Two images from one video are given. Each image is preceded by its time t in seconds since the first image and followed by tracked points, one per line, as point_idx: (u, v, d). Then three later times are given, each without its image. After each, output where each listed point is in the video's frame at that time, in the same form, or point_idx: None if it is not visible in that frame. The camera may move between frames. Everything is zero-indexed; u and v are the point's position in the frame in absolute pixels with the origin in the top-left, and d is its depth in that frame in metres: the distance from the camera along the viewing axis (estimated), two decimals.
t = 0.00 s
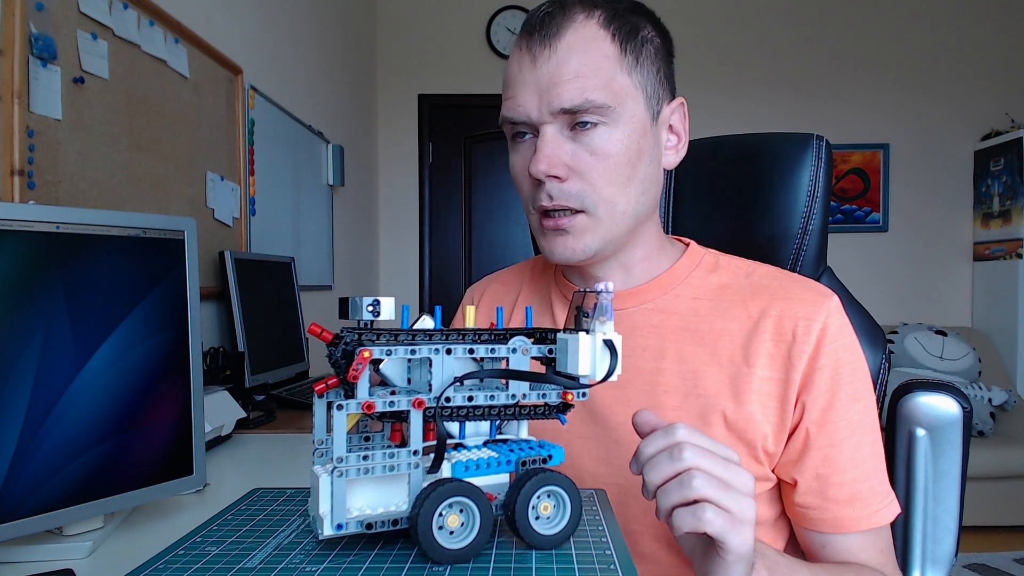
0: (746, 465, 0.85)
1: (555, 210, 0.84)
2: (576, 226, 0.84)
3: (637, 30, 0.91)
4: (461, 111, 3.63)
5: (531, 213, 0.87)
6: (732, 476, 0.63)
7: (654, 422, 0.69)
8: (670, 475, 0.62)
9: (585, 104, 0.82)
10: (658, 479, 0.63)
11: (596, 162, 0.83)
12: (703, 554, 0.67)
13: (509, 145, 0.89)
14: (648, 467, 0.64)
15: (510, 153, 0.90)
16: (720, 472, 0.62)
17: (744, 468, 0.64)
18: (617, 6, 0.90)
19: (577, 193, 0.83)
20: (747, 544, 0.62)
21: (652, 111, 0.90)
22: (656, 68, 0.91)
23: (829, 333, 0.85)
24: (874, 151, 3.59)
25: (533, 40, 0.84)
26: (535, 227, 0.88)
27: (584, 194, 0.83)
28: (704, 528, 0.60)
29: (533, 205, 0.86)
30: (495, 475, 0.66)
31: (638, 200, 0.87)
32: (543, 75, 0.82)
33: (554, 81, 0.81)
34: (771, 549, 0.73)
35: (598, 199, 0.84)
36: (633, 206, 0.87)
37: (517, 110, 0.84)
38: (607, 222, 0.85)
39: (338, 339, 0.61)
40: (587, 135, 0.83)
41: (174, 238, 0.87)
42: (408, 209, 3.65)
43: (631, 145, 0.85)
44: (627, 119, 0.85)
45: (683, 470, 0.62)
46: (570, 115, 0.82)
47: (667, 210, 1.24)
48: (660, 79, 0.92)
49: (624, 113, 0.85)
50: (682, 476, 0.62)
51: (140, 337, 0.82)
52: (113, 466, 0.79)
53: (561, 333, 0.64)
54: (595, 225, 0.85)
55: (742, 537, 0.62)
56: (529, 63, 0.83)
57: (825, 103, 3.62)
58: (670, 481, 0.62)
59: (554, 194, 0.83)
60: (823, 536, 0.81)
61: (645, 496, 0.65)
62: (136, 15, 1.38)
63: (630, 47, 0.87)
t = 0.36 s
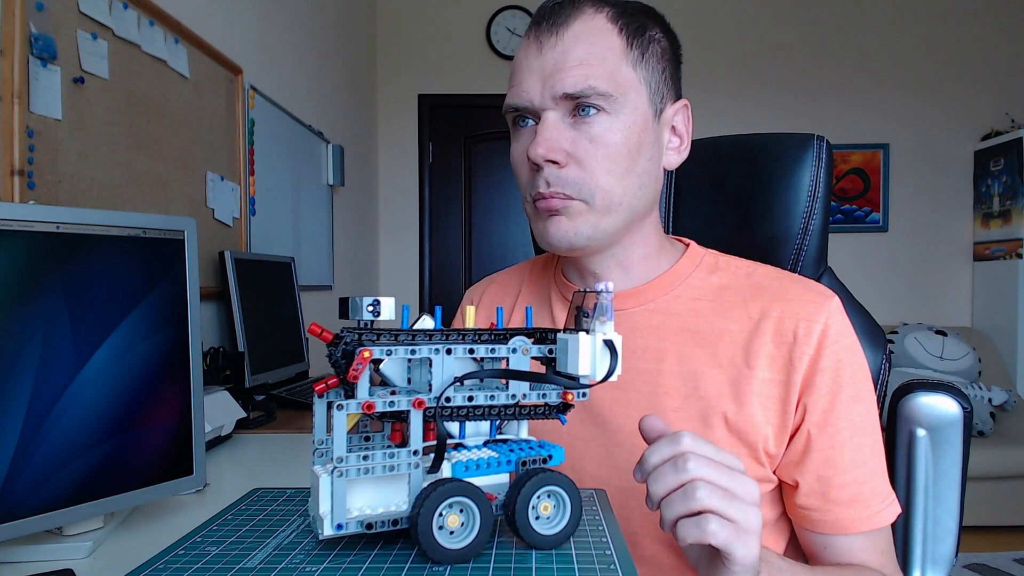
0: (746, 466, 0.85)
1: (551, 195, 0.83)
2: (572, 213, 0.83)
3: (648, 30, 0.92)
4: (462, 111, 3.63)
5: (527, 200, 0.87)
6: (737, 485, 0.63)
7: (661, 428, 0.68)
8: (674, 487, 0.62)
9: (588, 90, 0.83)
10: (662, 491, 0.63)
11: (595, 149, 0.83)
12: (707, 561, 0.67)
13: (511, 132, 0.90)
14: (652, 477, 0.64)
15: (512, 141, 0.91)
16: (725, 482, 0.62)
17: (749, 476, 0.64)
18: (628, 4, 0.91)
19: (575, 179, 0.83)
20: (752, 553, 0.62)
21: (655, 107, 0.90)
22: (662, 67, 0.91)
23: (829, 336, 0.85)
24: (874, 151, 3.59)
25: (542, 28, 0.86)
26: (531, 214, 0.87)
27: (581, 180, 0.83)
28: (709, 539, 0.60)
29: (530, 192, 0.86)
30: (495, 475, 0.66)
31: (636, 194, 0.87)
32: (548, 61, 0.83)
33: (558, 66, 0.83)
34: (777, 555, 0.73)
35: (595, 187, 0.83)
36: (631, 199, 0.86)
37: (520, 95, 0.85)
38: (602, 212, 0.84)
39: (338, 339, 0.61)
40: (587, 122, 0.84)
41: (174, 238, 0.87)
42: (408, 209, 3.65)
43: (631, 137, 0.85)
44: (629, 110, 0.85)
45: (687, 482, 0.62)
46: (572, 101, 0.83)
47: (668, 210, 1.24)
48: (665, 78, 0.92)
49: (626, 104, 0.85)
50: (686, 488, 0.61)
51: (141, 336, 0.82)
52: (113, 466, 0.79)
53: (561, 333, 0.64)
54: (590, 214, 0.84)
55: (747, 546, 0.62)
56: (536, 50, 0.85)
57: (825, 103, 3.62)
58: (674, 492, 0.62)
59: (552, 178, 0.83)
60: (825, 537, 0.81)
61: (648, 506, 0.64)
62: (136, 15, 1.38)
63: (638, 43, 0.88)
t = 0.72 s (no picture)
0: (745, 471, 0.85)
1: (550, 190, 0.83)
2: (570, 210, 0.83)
3: (657, 30, 0.92)
4: (462, 111, 3.63)
5: (525, 195, 0.86)
6: None
7: None
8: None
9: (592, 86, 0.83)
10: None
11: (596, 146, 0.83)
12: None
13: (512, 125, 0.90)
14: None
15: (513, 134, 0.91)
16: None
17: None
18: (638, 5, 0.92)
19: (574, 174, 0.83)
20: None
21: (659, 107, 0.90)
22: (668, 68, 0.92)
23: (829, 340, 0.85)
24: (874, 151, 3.59)
25: (549, 24, 0.86)
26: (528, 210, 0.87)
27: (580, 175, 0.83)
28: None
29: (529, 186, 0.86)
30: (495, 475, 0.66)
31: (635, 193, 0.86)
32: (554, 55, 0.83)
33: (563, 61, 0.83)
34: None
35: (594, 184, 0.83)
36: (630, 198, 0.86)
37: (524, 87, 0.85)
38: (600, 209, 0.84)
39: (338, 339, 0.61)
40: (590, 118, 0.84)
41: (174, 238, 0.87)
42: (408, 209, 3.65)
43: (633, 135, 0.85)
44: (632, 109, 0.86)
45: None
46: (575, 96, 0.84)
47: (667, 210, 1.23)
48: (671, 80, 0.92)
49: (630, 103, 0.85)
50: None
51: (141, 336, 0.82)
52: (113, 466, 0.79)
53: (561, 333, 0.64)
54: (588, 210, 0.83)
55: None
56: (542, 44, 0.85)
57: (825, 104, 3.62)
58: None
59: (552, 172, 0.82)
60: (827, 543, 0.82)
61: None
62: (136, 15, 1.38)
63: (646, 43, 0.89)
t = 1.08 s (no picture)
0: (742, 472, 0.85)
1: (547, 200, 0.83)
2: (567, 218, 0.83)
3: (640, 30, 0.92)
4: (462, 111, 3.63)
5: (520, 205, 0.86)
6: None
7: None
8: None
9: (583, 93, 0.82)
10: None
11: (590, 153, 0.83)
12: None
13: (502, 136, 0.89)
14: None
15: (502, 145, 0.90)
16: None
17: None
18: (619, 5, 0.92)
19: (570, 183, 0.83)
20: None
21: (649, 108, 0.90)
22: (655, 68, 0.92)
23: (824, 338, 0.85)
24: (874, 151, 3.59)
25: (534, 30, 0.85)
26: (524, 219, 0.87)
27: (576, 184, 0.83)
28: None
29: (523, 196, 0.85)
30: (495, 475, 0.66)
31: (631, 197, 0.87)
32: (541, 64, 0.83)
33: (552, 69, 0.82)
34: None
35: (590, 191, 0.83)
36: (626, 202, 0.86)
37: (512, 97, 0.85)
38: (598, 215, 0.84)
39: (338, 339, 0.61)
40: (582, 126, 0.84)
41: (174, 238, 0.87)
42: (408, 209, 3.65)
43: (625, 140, 0.86)
44: (623, 112, 0.86)
45: None
46: (566, 104, 0.83)
47: (667, 210, 1.23)
48: (658, 80, 0.93)
49: (620, 107, 0.85)
50: None
51: (141, 336, 0.82)
52: (112, 466, 0.79)
53: (561, 333, 0.64)
54: (586, 217, 0.84)
55: None
56: (528, 53, 0.84)
57: (825, 103, 3.62)
58: None
59: (547, 183, 0.82)
60: (826, 541, 0.83)
61: None
62: (135, 15, 1.38)
63: (632, 45, 0.88)
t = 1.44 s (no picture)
0: (741, 471, 0.85)
1: (556, 208, 0.83)
2: (577, 224, 0.83)
3: (638, 32, 0.91)
4: (461, 111, 3.63)
5: (527, 212, 0.86)
6: None
7: None
8: None
9: (591, 101, 0.82)
10: None
11: (599, 160, 0.83)
12: None
13: (503, 143, 0.88)
14: None
15: (503, 151, 0.89)
16: None
17: None
18: (617, 7, 0.91)
19: (580, 191, 0.82)
20: None
21: (651, 112, 0.90)
22: (654, 70, 0.92)
23: (823, 337, 0.85)
24: (874, 151, 3.59)
25: (535, 35, 0.83)
26: (530, 226, 0.86)
27: (586, 192, 0.83)
28: None
29: (530, 203, 0.85)
30: (495, 475, 0.66)
31: (636, 202, 0.87)
32: (546, 71, 0.81)
33: (558, 77, 0.81)
34: None
35: (599, 198, 0.83)
36: (632, 207, 0.87)
37: (518, 104, 0.83)
38: (607, 222, 0.85)
39: (338, 339, 0.61)
40: (589, 133, 0.83)
41: (175, 238, 0.87)
42: (408, 209, 3.65)
43: (631, 145, 0.86)
44: (628, 118, 0.86)
45: None
46: (573, 112, 0.82)
47: (667, 211, 1.24)
48: (657, 82, 0.93)
49: (625, 113, 0.85)
50: None
51: (140, 336, 0.82)
52: (113, 466, 0.79)
53: (561, 333, 0.64)
54: (596, 224, 0.84)
55: None
56: (532, 59, 0.82)
57: (825, 103, 3.62)
58: None
59: (556, 191, 0.82)
60: (823, 540, 0.82)
61: None
62: (135, 15, 1.38)
63: (632, 49, 0.88)
